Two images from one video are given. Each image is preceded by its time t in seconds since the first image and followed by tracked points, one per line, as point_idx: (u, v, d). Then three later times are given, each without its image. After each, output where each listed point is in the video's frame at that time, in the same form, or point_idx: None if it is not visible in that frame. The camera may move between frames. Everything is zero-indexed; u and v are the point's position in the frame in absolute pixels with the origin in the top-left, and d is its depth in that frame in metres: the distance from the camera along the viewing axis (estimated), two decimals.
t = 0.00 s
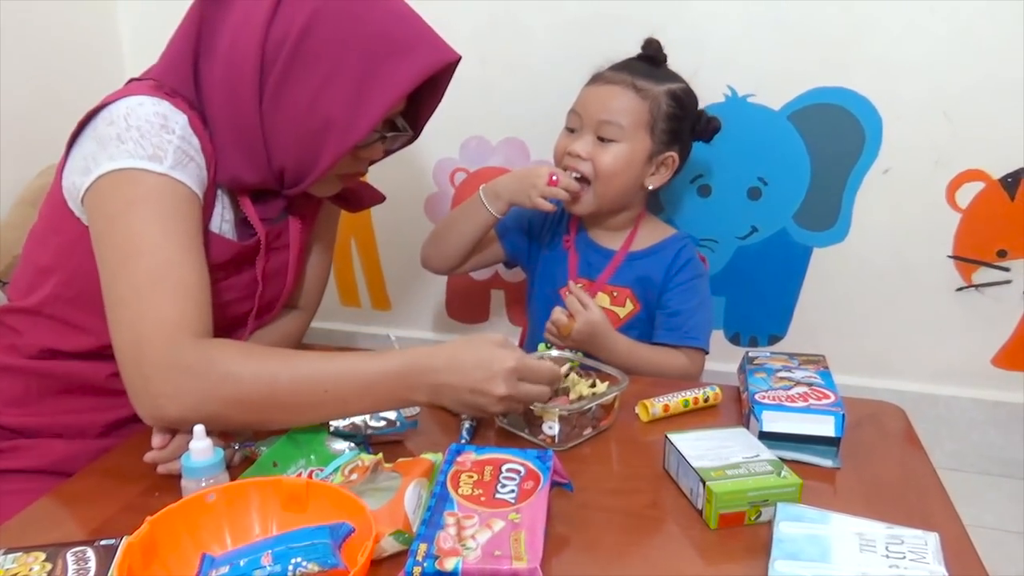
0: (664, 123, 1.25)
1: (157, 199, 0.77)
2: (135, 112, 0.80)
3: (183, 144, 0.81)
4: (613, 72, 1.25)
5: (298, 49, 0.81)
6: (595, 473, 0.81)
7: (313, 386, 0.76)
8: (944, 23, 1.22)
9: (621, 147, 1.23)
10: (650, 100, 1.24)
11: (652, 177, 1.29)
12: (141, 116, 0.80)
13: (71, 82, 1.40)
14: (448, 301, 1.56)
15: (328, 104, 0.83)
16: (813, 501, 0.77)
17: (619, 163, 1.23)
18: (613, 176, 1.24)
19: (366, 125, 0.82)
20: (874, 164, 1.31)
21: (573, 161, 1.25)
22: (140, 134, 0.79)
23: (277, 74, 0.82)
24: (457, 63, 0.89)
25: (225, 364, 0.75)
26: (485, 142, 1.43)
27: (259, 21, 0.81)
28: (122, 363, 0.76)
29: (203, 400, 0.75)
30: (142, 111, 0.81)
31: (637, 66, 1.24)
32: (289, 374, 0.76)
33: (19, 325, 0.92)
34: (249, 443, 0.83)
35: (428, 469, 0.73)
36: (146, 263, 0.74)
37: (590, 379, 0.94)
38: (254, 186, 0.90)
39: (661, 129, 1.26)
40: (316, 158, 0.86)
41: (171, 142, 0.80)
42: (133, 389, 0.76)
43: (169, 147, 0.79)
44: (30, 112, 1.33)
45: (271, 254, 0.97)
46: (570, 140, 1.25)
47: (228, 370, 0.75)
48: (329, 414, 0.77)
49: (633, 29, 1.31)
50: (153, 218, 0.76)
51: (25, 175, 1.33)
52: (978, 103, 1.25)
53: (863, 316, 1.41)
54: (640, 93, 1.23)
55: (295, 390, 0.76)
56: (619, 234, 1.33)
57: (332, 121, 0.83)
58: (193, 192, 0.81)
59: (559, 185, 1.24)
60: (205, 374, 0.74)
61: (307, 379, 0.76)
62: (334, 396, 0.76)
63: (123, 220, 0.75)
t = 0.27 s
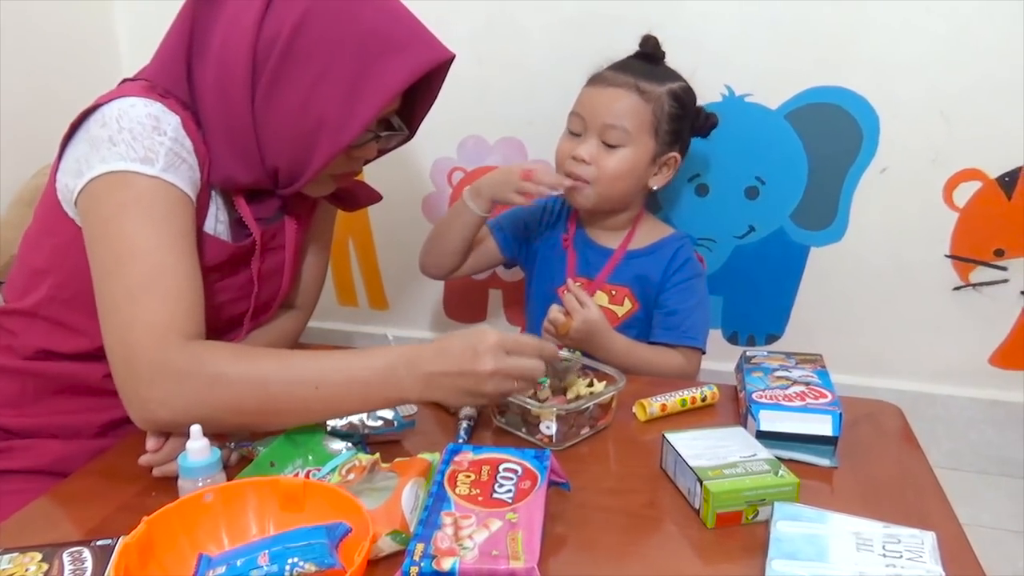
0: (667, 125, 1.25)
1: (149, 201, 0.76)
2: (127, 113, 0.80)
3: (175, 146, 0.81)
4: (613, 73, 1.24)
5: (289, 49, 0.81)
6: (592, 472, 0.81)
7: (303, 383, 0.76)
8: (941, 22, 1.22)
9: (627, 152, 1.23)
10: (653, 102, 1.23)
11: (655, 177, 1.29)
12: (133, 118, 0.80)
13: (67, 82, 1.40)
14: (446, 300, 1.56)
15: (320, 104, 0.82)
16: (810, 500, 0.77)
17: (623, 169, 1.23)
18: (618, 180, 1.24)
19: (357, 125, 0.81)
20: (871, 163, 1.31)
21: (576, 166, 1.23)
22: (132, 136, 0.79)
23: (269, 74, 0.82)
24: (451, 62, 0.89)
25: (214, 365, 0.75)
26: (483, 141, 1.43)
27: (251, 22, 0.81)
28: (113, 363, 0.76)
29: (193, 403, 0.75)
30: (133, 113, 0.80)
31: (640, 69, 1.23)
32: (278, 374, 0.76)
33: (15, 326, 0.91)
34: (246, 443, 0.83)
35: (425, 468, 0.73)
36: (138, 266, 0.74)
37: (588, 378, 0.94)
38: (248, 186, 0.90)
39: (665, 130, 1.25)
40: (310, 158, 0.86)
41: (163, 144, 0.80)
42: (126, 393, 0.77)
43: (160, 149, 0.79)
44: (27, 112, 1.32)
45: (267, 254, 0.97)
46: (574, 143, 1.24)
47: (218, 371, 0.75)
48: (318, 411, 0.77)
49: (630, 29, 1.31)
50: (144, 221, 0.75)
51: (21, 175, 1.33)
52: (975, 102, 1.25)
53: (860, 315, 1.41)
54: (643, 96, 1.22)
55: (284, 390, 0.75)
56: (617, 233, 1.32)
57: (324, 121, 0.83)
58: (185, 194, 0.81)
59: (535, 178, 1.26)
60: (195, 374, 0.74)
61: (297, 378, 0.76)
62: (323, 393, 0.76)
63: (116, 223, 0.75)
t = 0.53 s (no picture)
0: (670, 130, 1.25)
1: (144, 201, 0.76)
2: (124, 114, 0.80)
3: (172, 146, 0.81)
4: (615, 83, 1.23)
5: (287, 49, 0.81)
6: (591, 472, 0.81)
7: (297, 372, 0.76)
8: (939, 22, 1.22)
9: (638, 165, 1.23)
10: (658, 111, 1.23)
11: (660, 179, 1.30)
12: (130, 118, 0.80)
13: (65, 82, 1.40)
14: (444, 300, 1.56)
15: (318, 105, 0.82)
16: (808, 500, 0.77)
17: (634, 182, 1.23)
18: (630, 194, 1.24)
19: (356, 125, 0.81)
20: (869, 163, 1.31)
21: (587, 182, 1.22)
22: (128, 137, 0.78)
23: (267, 75, 0.82)
24: (450, 62, 0.89)
25: (210, 361, 0.75)
26: (481, 141, 1.43)
27: (248, 23, 0.81)
28: (110, 365, 0.76)
29: (189, 400, 0.75)
30: (130, 113, 0.80)
31: (642, 77, 1.23)
32: (273, 369, 0.76)
33: (13, 327, 0.91)
34: (244, 444, 0.83)
35: (423, 469, 0.73)
36: (134, 267, 0.74)
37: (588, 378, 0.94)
38: (246, 186, 0.90)
39: (670, 135, 1.25)
40: (307, 158, 0.86)
41: (160, 144, 0.80)
42: (122, 395, 0.77)
43: (157, 149, 0.79)
44: (25, 112, 1.32)
45: (265, 253, 0.97)
46: (583, 159, 1.24)
47: (213, 368, 0.75)
48: (313, 405, 0.76)
49: (628, 29, 1.31)
50: (140, 221, 0.75)
51: (19, 176, 1.33)
52: (973, 103, 1.25)
53: (858, 315, 1.41)
54: (649, 106, 1.22)
55: (278, 386, 0.75)
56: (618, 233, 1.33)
57: (322, 122, 0.83)
58: (182, 195, 0.81)
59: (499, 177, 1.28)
60: (190, 372, 0.74)
61: (291, 371, 0.76)
62: (318, 381, 0.76)
63: (112, 223, 0.75)
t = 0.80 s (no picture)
0: (667, 132, 1.25)
1: (137, 198, 0.76)
2: (119, 111, 0.80)
3: (166, 144, 0.81)
4: (611, 88, 1.22)
5: (286, 48, 0.81)
6: (590, 472, 0.81)
7: (286, 358, 0.76)
8: (937, 22, 1.22)
9: (638, 170, 1.23)
10: (656, 114, 1.23)
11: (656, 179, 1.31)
12: (125, 115, 0.80)
13: (63, 83, 1.40)
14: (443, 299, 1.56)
15: (316, 104, 0.82)
16: (808, 500, 0.77)
17: (634, 185, 1.24)
18: (629, 197, 1.24)
19: (355, 125, 0.81)
20: (867, 162, 1.31)
21: (588, 188, 1.22)
22: (122, 134, 0.78)
23: (265, 74, 0.82)
24: (448, 62, 0.89)
25: (201, 355, 0.75)
26: (479, 141, 1.43)
27: (246, 22, 0.81)
28: (101, 361, 0.76)
29: (178, 394, 0.75)
30: (125, 110, 0.80)
31: (638, 80, 1.23)
32: (265, 361, 0.76)
33: (11, 327, 0.91)
34: (242, 444, 0.83)
35: (422, 468, 0.73)
36: (127, 264, 0.74)
37: (586, 378, 0.94)
38: (243, 185, 0.90)
39: (667, 136, 1.26)
40: (305, 158, 0.86)
41: (154, 141, 0.79)
42: (112, 393, 0.77)
43: (151, 147, 0.79)
44: (23, 112, 1.32)
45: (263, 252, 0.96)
46: (583, 166, 1.23)
47: (203, 361, 0.75)
48: (306, 394, 0.76)
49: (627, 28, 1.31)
50: (132, 218, 0.75)
51: (17, 177, 1.33)
52: (971, 102, 1.25)
53: (857, 314, 1.41)
54: (646, 109, 1.22)
55: (270, 376, 0.75)
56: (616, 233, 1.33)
57: (320, 122, 0.83)
58: (177, 193, 0.80)
59: (498, 176, 1.29)
60: (181, 365, 0.74)
61: (282, 362, 0.76)
62: (308, 366, 0.76)
63: (105, 221, 0.75)
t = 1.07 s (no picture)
0: (665, 131, 1.25)
1: (139, 194, 0.76)
2: (120, 108, 0.80)
3: (169, 140, 0.81)
4: (607, 89, 1.22)
5: (285, 46, 0.81)
6: (589, 471, 0.81)
7: (299, 366, 0.75)
8: (936, 22, 1.22)
9: (637, 171, 1.23)
10: (652, 115, 1.22)
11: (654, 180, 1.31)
12: (125, 111, 0.80)
13: (61, 81, 1.40)
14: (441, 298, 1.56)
15: (316, 102, 0.82)
16: (807, 499, 0.77)
17: (632, 187, 1.23)
18: (626, 200, 1.24)
19: (354, 122, 0.81)
20: (867, 162, 1.31)
21: (586, 191, 1.22)
22: (124, 130, 0.78)
23: (264, 72, 0.82)
24: (446, 60, 0.89)
25: (214, 355, 0.75)
26: (478, 140, 1.43)
27: (246, 20, 0.81)
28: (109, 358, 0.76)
29: (190, 393, 0.74)
30: (126, 107, 0.80)
31: (635, 80, 1.22)
32: (279, 364, 0.75)
33: (9, 326, 0.91)
34: (241, 443, 0.83)
35: (421, 468, 0.72)
36: (129, 260, 0.74)
37: (585, 378, 0.94)
38: (242, 184, 0.89)
39: (665, 136, 1.26)
40: (305, 156, 0.86)
41: (156, 137, 0.79)
42: (122, 390, 0.76)
43: (153, 142, 0.79)
44: (21, 111, 1.32)
45: (262, 249, 0.96)
46: (580, 168, 1.23)
47: (220, 360, 0.75)
48: (316, 400, 0.76)
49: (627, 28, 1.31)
50: (137, 213, 0.75)
51: (16, 176, 1.32)
52: (970, 102, 1.25)
53: (856, 314, 1.41)
54: (643, 111, 1.22)
55: (283, 380, 0.75)
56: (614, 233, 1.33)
57: (320, 119, 0.83)
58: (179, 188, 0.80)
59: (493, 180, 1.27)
60: (195, 364, 0.74)
61: (294, 364, 0.75)
62: (320, 375, 0.75)
63: (106, 216, 0.75)
